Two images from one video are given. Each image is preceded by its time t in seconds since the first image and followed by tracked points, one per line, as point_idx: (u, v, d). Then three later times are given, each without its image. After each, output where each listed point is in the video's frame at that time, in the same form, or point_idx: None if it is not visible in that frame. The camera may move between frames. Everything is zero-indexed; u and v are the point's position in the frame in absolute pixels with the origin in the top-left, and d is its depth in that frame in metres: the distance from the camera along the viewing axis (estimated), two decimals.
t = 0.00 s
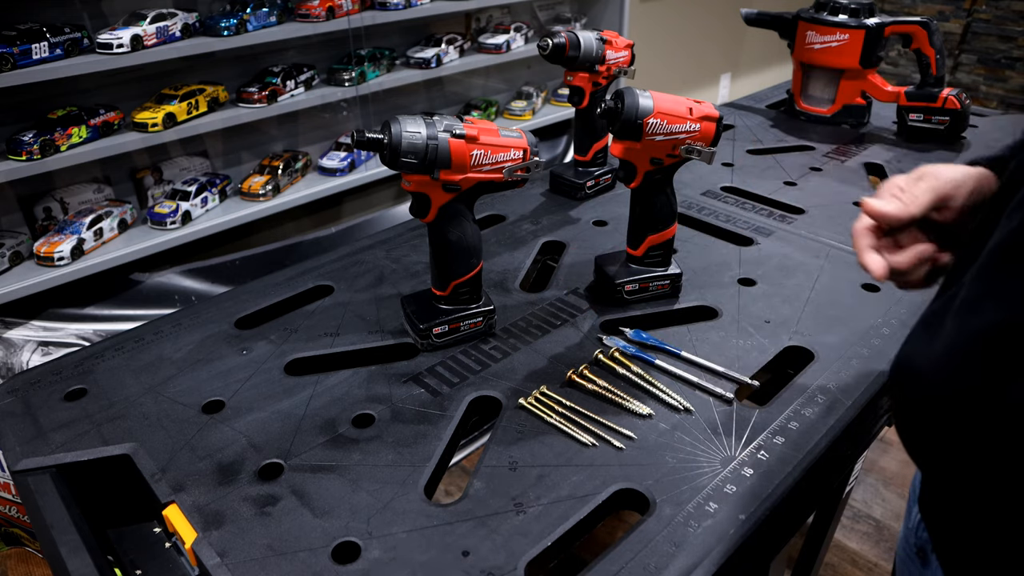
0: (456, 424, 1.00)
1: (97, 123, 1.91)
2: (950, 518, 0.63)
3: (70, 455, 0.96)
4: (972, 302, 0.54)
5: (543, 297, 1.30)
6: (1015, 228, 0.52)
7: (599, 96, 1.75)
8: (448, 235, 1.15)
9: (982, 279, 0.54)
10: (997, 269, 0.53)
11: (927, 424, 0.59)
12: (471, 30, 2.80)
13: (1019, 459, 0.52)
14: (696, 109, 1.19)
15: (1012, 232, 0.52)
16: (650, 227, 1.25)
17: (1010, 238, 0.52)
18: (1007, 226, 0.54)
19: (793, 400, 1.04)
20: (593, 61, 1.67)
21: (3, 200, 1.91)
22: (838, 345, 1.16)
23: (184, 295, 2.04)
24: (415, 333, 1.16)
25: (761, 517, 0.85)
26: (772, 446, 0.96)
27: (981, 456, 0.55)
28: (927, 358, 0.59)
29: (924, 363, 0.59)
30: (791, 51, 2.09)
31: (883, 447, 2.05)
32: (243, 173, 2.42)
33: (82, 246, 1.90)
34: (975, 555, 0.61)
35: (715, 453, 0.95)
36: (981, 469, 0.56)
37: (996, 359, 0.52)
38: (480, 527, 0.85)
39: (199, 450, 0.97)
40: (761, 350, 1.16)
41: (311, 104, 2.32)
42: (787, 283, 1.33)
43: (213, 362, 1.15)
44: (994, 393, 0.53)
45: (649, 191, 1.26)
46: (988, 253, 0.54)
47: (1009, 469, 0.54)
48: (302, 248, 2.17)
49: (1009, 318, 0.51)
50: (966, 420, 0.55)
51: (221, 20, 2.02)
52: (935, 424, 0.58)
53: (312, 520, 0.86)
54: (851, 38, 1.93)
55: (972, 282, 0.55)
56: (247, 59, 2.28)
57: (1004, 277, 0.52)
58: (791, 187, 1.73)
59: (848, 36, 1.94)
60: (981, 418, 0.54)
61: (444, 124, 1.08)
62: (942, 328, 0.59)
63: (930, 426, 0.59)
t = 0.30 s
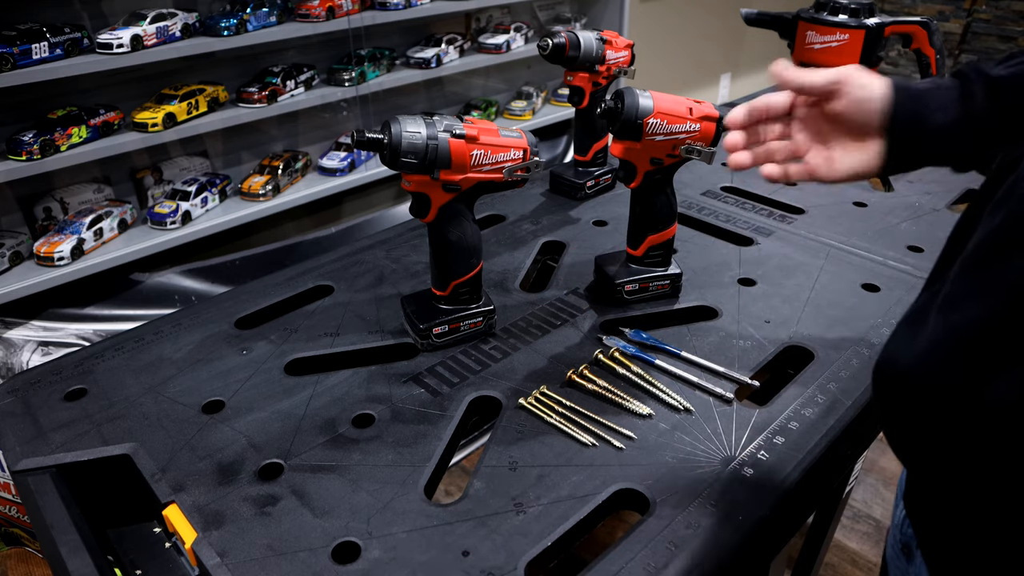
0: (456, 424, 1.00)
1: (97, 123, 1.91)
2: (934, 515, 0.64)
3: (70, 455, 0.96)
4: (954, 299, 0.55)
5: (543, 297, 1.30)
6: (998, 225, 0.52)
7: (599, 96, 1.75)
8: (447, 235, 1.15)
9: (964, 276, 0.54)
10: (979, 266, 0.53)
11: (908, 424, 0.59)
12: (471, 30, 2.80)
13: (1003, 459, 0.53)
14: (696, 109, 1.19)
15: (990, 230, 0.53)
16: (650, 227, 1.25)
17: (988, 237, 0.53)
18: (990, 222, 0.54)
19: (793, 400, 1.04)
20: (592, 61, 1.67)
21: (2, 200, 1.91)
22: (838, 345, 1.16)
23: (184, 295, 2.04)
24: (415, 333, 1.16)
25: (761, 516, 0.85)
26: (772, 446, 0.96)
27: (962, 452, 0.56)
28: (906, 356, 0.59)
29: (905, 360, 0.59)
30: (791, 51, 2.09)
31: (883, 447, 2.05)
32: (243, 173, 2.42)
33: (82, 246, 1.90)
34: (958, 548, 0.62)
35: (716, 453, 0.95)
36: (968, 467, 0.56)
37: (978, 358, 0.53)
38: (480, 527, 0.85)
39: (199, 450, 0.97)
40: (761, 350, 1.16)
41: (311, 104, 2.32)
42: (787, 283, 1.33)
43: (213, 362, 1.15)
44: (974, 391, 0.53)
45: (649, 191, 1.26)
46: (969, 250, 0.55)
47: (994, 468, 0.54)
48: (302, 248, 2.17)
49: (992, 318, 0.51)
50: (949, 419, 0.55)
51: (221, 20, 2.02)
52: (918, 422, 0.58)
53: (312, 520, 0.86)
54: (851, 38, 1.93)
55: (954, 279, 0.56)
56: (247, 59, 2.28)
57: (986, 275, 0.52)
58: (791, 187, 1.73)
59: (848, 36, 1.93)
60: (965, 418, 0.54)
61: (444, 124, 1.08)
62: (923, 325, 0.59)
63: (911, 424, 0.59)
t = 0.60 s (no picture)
0: (456, 424, 1.00)
1: (97, 123, 1.91)
2: (934, 528, 0.63)
3: (70, 455, 0.96)
4: (948, 306, 0.55)
5: (543, 297, 1.30)
6: (989, 232, 0.53)
7: (599, 96, 1.76)
8: (447, 235, 1.15)
9: (957, 283, 0.55)
10: (971, 273, 0.54)
11: (905, 434, 0.59)
12: (471, 30, 2.80)
13: (1000, 467, 0.52)
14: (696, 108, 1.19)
15: (981, 238, 0.54)
16: (650, 227, 1.25)
17: (979, 245, 0.54)
18: (981, 231, 0.55)
19: (793, 400, 1.04)
20: (593, 61, 1.67)
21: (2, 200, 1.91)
22: (838, 345, 1.16)
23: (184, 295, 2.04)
24: (415, 333, 1.16)
25: (760, 517, 0.85)
26: (771, 446, 0.96)
27: (959, 461, 0.55)
28: (902, 364, 0.59)
29: (901, 368, 0.59)
30: (791, 51, 2.08)
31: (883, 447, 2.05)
32: (243, 173, 2.42)
33: (82, 246, 1.91)
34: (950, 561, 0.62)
35: (715, 454, 0.95)
36: (966, 486, 0.56)
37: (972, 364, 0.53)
38: (480, 527, 0.85)
39: (200, 450, 0.97)
40: (760, 350, 1.16)
41: (311, 104, 2.32)
42: (787, 283, 1.33)
43: (213, 362, 1.15)
44: (971, 397, 0.53)
45: (649, 191, 1.26)
46: (961, 258, 0.56)
47: (991, 477, 0.53)
48: (302, 248, 2.17)
49: (985, 322, 0.52)
50: (945, 427, 0.55)
51: (221, 20, 2.02)
52: (914, 432, 0.58)
53: (312, 520, 0.86)
54: (851, 38, 1.92)
55: (947, 287, 0.56)
56: (247, 59, 2.29)
57: (979, 282, 0.53)
58: (791, 187, 1.73)
59: (848, 36, 1.92)
60: (961, 425, 0.54)
61: (444, 124, 1.08)
62: (917, 334, 0.59)
63: (907, 434, 0.59)
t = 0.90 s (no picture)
0: (456, 424, 1.00)
1: (97, 123, 1.91)
2: (930, 527, 0.63)
3: (70, 455, 0.96)
4: (953, 312, 0.55)
5: (543, 297, 1.30)
6: (994, 238, 0.53)
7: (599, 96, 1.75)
8: (447, 235, 1.15)
9: (962, 288, 0.55)
10: (976, 278, 0.54)
11: (908, 437, 0.59)
12: (471, 30, 2.80)
13: (1003, 471, 0.53)
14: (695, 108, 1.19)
15: (986, 243, 0.54)
16: (650, 227, 1.25)
17: (984, 249, 0.54)
18: (986, 236, 0.55)
19: (793, 400, 1.04)
20: (592, 61, 1.67)
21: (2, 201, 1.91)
22: (838, 345, 1.16)
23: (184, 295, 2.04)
24: (415, 333, 1.16)
25: (760, 517, 0.85)
26: (771, 446, 0.96)
27: (961, 464, 0.56)
28: (906, 368, 0.59)
29: (906, 373, 0.59)
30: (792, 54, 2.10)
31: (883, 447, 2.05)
32: (243, 173, 2.42)
33: (82, 246, 1.90)
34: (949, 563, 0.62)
35: (715, 454, 0.95)
36: (968, 489, 0.56)
37: (977, 370, 0.53)
38: (480, 527, 0.85)
39: (199, 450, 0.97)
40: (761, 349, 1.16)
41: (311, 104, 2.32)
42: (787, 283, 1.33)
43: (213, 362, 1.15)
44: (975, 402, 0.53)
45: (649, 191, 1.26)
46: (964, 263, 0.56)
47: (997, 490, 0.54)
48: (302, 248, 2.17)
49: (991, 329, 0.52)
50: (950, 432, 0.55)
51: (221, 20, 2.02)
52: (917, 434, 0.58)
53: (312, 520, 0.86)
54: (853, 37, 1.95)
55: (951, 292, 0.56)
56: (246, 59, 2.29)
57: (983, 288, 0.53)
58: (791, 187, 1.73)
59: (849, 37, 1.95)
60: (966, 430, 0.54)
61: (444, 124, 1.08)
62: (921, 337, 0.59)
63: (911, 436, 0.59)
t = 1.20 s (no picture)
0: (456, 424, 1.00)
1: (97, 123, 1.91)
2: (936, 527, 0.64)
3: (70, 455, 0.96)
4: (965, 325, 0.56)
5: (543, 297, 1.30)
6: (1002, 249, 0.53)
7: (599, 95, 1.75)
8: (447, 235, 1.15)
9: (973, 300, 0.55)
10: (986, 291, 0.55)
11: (922, 445, 0.60)
12: (471, 30, 2.80)
13: None
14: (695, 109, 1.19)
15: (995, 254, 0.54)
16: (650, 227, 1.25)
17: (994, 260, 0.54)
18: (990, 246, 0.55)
19: (793, 400, 1.04)
20: (592, 61, 1.67)
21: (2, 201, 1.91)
22: (838, 345, 1.16)
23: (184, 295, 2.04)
24: (415, 333, 1.16)
25: (760, 517, 0.85)
26: (771, 446, 0.96)
27: (968, 470, 0.56)
28: (919, 379, 0.59)
29: (917, 382, 0.59)
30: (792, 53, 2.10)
31: (883, 447, 2.05)
32: (243, 173, 2.42)
33: (82, 246, 1.90)
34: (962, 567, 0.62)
35: (715, 454, 0.95)
36: (983, 497, 0.56)
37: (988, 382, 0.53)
38: (480, 527, 0.85)
39: (199, 450, 0.97)
40: (760, 349, 1.16)
41: (311, 104, 2.32)
42: (787, 283, 1.33)
43: (213, 362, 1.15)
44: (984, 412, 0.54)
45: (649, 191, 1.26)
46: (972, 273, 0.56)
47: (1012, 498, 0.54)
48: (302, 248, 2.17)
49: (1001, 342, 0.52)
50: (965, 442, 0.56)
51: (221, 20, 2.02)
52: (931, 442, 0.59)
53: (312, 520, 0.86)
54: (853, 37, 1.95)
55: (961, 303, 0.57)
56: (246, 59, 2.29)
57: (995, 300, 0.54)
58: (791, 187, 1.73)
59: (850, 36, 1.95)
60: (979, 438, 0.54)
61: (444, 124, 1.08)
62: (932, 347, 0.60)
63: (920, 439, 0.60)
